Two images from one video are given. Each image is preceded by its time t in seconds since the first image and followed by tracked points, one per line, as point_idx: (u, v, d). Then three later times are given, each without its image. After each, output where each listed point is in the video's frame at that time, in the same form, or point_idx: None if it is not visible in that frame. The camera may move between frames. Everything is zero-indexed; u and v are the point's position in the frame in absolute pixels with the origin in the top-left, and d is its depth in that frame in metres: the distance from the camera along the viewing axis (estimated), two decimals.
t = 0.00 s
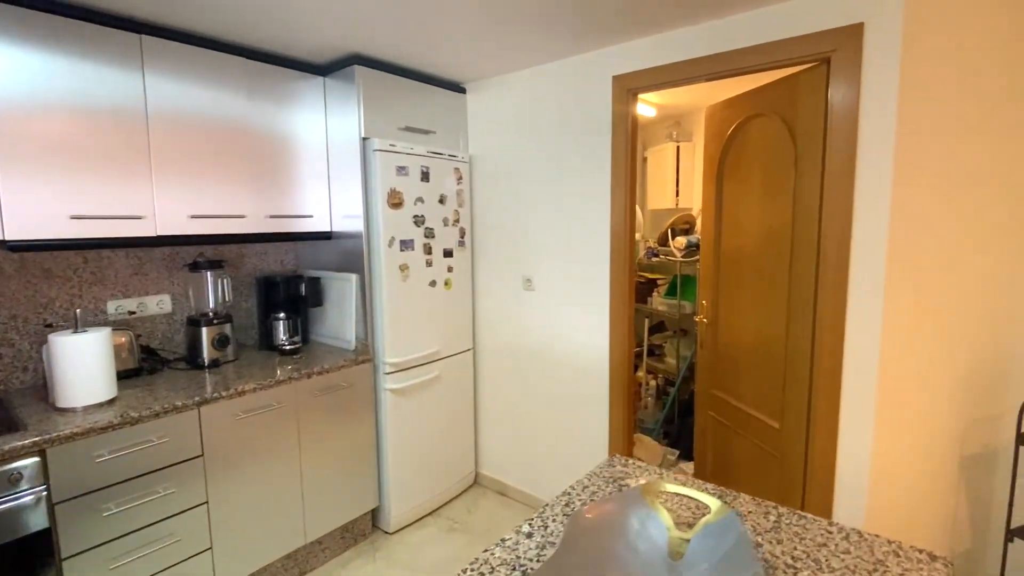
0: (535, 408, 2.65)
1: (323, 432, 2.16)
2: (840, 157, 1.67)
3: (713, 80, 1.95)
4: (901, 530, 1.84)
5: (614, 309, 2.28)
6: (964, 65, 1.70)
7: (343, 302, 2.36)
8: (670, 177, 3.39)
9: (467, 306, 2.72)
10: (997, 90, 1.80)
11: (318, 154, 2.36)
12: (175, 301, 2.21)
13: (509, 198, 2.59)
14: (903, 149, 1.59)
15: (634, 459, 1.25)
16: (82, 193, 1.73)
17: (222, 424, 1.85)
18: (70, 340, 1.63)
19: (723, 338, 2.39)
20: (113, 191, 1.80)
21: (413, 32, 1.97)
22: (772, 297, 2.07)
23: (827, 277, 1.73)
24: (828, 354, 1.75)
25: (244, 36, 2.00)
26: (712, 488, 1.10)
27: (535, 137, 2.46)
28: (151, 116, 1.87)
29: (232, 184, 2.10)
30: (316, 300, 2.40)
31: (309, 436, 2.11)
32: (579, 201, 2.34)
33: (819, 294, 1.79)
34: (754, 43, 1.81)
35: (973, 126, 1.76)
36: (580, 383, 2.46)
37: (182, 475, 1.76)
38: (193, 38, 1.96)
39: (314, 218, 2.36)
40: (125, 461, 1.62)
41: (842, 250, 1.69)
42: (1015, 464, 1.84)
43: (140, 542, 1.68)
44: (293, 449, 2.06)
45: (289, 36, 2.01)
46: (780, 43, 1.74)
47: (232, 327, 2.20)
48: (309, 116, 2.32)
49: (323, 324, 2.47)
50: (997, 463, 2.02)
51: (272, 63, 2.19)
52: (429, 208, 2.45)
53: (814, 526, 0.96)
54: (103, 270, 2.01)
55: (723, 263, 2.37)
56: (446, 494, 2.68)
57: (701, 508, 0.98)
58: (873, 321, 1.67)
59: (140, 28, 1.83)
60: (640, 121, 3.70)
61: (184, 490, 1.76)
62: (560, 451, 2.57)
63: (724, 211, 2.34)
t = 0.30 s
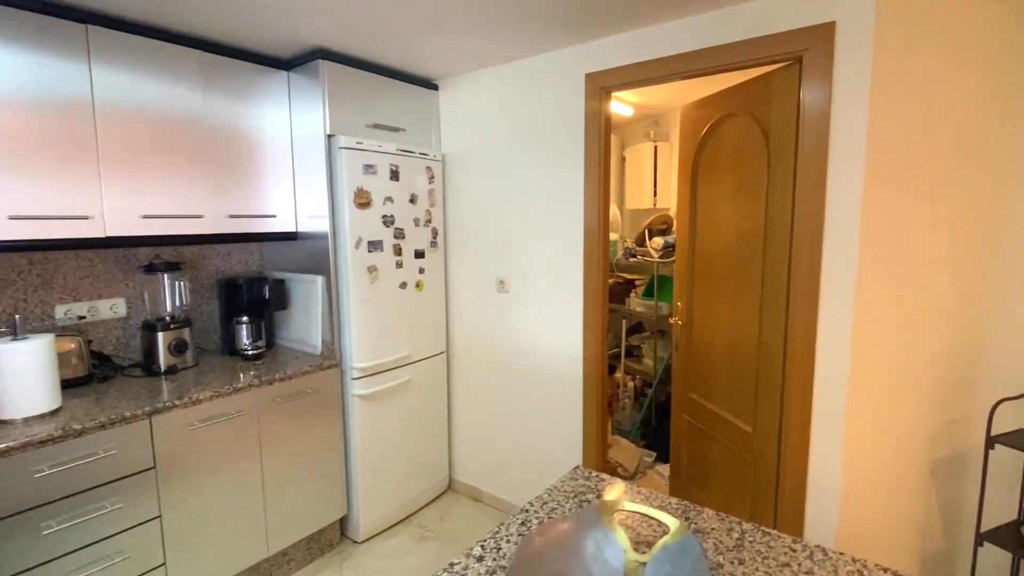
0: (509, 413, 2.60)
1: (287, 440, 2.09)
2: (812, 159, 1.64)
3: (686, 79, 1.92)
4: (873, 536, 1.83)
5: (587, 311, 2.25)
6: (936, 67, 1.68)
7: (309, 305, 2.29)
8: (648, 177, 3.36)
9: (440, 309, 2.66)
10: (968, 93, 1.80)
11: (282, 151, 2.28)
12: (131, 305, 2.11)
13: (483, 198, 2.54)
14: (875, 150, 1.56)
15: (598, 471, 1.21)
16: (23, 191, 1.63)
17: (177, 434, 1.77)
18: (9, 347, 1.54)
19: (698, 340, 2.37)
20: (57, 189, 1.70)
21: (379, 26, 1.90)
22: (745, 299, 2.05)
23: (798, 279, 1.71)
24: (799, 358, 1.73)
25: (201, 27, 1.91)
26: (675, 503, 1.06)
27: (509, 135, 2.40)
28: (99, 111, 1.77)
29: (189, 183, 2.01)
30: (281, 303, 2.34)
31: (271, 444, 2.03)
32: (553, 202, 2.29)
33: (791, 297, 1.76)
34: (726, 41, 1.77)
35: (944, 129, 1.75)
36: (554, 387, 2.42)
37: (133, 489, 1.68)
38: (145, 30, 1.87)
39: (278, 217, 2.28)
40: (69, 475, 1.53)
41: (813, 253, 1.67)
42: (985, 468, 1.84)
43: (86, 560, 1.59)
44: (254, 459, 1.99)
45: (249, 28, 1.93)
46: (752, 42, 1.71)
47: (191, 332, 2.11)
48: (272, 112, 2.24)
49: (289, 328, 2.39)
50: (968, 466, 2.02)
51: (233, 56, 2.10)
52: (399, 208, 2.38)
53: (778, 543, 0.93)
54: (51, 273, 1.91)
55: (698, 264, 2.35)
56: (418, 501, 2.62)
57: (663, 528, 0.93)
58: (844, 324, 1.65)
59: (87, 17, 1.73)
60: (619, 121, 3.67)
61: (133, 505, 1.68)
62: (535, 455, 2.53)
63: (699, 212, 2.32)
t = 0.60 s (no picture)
0: (481, 418, 2.55)
1: (246, 451, 2.01)
2: (782, 159, 1.60)
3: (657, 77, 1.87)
4: (845, 542, 1.80)
5: (558, 315, 2.19)
6: (906, 67, 1.66)
7: (271, 310, 2.21)
8: (626, 176, 3.32)
9: (410, 312, 2.59)
10: (938, 93, 1.78)
11: (241, 150, 2.19)
12: (80, 311, 2.01)
13: (454, 198, 2.47)
14: (845, 151, 1.53)
15: (557, 487, 1.15)
16: None
17: (125, 448, 1.68)
18: None
19: (672, 344, 2.33)
20: None
21: (340, 20, 1.83)
22: (717, 302, 2.01)
23: (768, 283, 1.67)
24: (770, 363, 1.70)
25: (151, 19, 1.82)
26: (633, 522, 1.01)
27: (480, 134, 2.34)
28: (39, 107, 1.67)
29: (140, 183, 1.92)
30: (241, 308, 2.25)
31: (229, 456, 1.95)
32: (525, 203, 2.24)
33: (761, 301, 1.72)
34: (696, 38, 1.72)
35: (915, 130, 1.73)
36: (526, 391, 2.37)
37: (76, 507, 1.58)
38: (90, 21, 1.77)
39: (237, 219, 2.19)
40: (3, 495, 1.44)
41: (784, 256, 1.63)
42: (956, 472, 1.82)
43: None
44: (211, 471, 1.90)
45: (204, 21, 1.84)
46: (722, 39, 1.67)
47: (144, 339, 2.02)
48: (230, 110, 2.15)
49: (251, 334, 2.31)
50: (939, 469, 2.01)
51: (187, 51, 2.01)
52: (366, 209, 2.30)
53: (738, 567, 0.88)
54: None
55: (671, 266, 2.31)
56: (389, 509, 2.55)
57: (617, 552, 0.88)
58: (815, 329, 1.61)
59: (24, 7, 1.63)
60: (596, 120, 3.62)
61: (74, 524, 1.58)
62: (508, 461, 2.47)
63: (672, 213, 2.28)
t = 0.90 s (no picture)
0: (458, 420, 2.48)
1: (207, 458, 1.93)
2: (758, 155, 1.53)
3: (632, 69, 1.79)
4: (824, 549, 1.76)
5: (533, 315, 2.13)
6: (888, 59, 1.60)
7: (235, 311, 2.13)
8: (609, 171, 3.26)
9: (383, 312, 2.51)
10: (920, 87, 1.72)
11: (200, 145, 2.09)
12: (29, 313, 1.92)
13: (427, 195, 2.40)
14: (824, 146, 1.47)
15: (514, 505, 1.08)
16: None
17: (72, 459, 1.59)
18: None
19: (651, 344, 2.27)
20: None
21: (301, 8, 1.74)
22: (695, 302, 1.95)
23: (745, 284, 1.61)
24: (747, 366, 1.64)
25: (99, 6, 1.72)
26: (590, 544, 0.94)
27: (453, 128, 2.26)
28: None
29: (89, 178, 1.81)
30: (203, 309, 2.16)
31: (188, 464, 1.87)
32: (500, 200, 2.16)
33: (738, 302, 1.67)
34: (672, 28, 1.65)
35: (897, 126, 1.67)
36: (502, 394, 2.30)
37: (19, 522, 1.50)
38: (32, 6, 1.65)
39: (196, 216, 2.10)
40: None
41: (761, 256, 1.57)
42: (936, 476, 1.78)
43: None
44: (168, 480, 1.82)
45: (156, 9, 1.74)
46: (698, 29, 1.60)
47: (98, 342, 1.93)
48: (188, 102, 2.05)
49: (214, 336, 2.22)
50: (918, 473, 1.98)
51: (141, 40, 1.91)
52: (334, 206, 2.22)
53: None
54: None
55: (650, 264, 2.24)
56: (362, 514, 2.49)
57: None
58: (792, 332, 1.55)
59: None
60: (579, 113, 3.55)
61: (17, 540, 1.50)
62: (483, 465, 2.41)
63: (651, 209, 2.21)
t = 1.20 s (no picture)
0: (433, 418, 2.40)
1: (165, 460, 1.85)
2: (738, 143, 1.44)
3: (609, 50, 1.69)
4: (804, 554, 1.69)
5: (508, 310, 2.05)
6: (876, 41, 1.50)
7: (196, 305, 2.03)
8: (593, 160, 3.16)
9: (355, 306, 2.42)
10: (910, 72, 1.63)
11: (156, 131, 1.98)
12: None
13: (399, 184, 2.30)
14: (808, 133, 1.37)
15: (463, 522, 1.01)
16: None
17: (14, 463, 1.50)
18: None
19: (632, 340, 2.19)
20: None
21: None
22: (675, 296, 1.86)
23: (724, 279, 1.53)
24: (726, 365, 1.56)
25: None
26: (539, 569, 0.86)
27: (425, 114, 2.16)
28: None
29: (33, 164, 1.71)
30: (163, 303, 2.07)
31: (144, 466, 1.79)
32: (474, 189, 2.07)
33: (717, 298, 1.58)
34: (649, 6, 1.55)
35: (885, 113, 1.58)
36: (478, 391, 2.22)
37: None
38: None
39: (153, 206, 2.00)
40: None
41: (742, 249, 1.48)
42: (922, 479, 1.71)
43: None
44: (123, 482, 1.74)
45: None
46: (676, 8, 1.49)
47: (48, 339, 1.83)
48: (142, 86, 1.94)
49: (176, 331, 2.13)
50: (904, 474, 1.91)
51: (88, 18, 1.79)
52: (300, 195, 2.12)
53: None
54: None
55: (631, 257, 2.15)
56: (334, 514, 2.42)
57: None
58: (773, 329, 1.47)
59: None
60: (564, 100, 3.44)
61: None
62: (459, 464, 2.34)
63: (632, 199, 2.12)
